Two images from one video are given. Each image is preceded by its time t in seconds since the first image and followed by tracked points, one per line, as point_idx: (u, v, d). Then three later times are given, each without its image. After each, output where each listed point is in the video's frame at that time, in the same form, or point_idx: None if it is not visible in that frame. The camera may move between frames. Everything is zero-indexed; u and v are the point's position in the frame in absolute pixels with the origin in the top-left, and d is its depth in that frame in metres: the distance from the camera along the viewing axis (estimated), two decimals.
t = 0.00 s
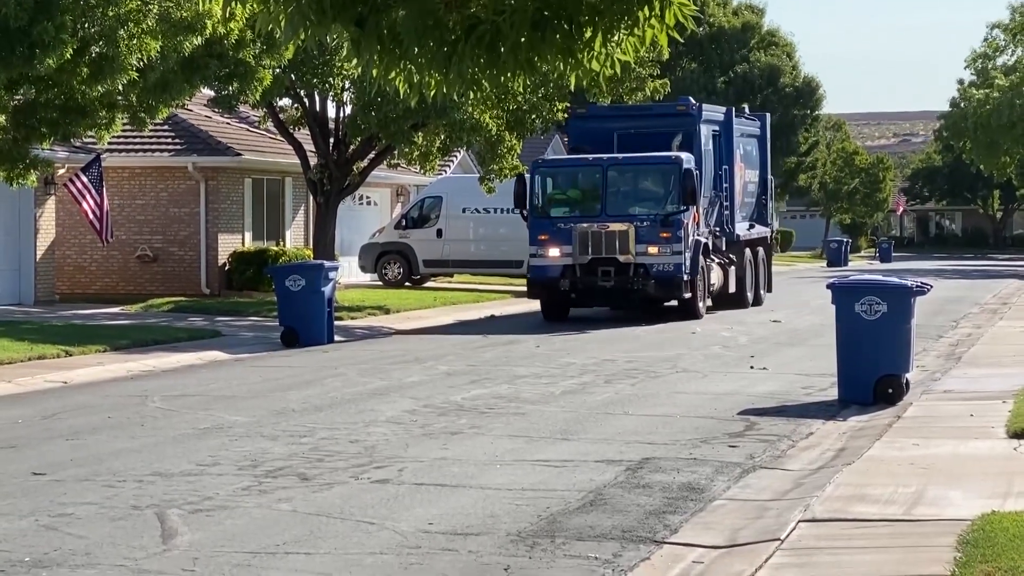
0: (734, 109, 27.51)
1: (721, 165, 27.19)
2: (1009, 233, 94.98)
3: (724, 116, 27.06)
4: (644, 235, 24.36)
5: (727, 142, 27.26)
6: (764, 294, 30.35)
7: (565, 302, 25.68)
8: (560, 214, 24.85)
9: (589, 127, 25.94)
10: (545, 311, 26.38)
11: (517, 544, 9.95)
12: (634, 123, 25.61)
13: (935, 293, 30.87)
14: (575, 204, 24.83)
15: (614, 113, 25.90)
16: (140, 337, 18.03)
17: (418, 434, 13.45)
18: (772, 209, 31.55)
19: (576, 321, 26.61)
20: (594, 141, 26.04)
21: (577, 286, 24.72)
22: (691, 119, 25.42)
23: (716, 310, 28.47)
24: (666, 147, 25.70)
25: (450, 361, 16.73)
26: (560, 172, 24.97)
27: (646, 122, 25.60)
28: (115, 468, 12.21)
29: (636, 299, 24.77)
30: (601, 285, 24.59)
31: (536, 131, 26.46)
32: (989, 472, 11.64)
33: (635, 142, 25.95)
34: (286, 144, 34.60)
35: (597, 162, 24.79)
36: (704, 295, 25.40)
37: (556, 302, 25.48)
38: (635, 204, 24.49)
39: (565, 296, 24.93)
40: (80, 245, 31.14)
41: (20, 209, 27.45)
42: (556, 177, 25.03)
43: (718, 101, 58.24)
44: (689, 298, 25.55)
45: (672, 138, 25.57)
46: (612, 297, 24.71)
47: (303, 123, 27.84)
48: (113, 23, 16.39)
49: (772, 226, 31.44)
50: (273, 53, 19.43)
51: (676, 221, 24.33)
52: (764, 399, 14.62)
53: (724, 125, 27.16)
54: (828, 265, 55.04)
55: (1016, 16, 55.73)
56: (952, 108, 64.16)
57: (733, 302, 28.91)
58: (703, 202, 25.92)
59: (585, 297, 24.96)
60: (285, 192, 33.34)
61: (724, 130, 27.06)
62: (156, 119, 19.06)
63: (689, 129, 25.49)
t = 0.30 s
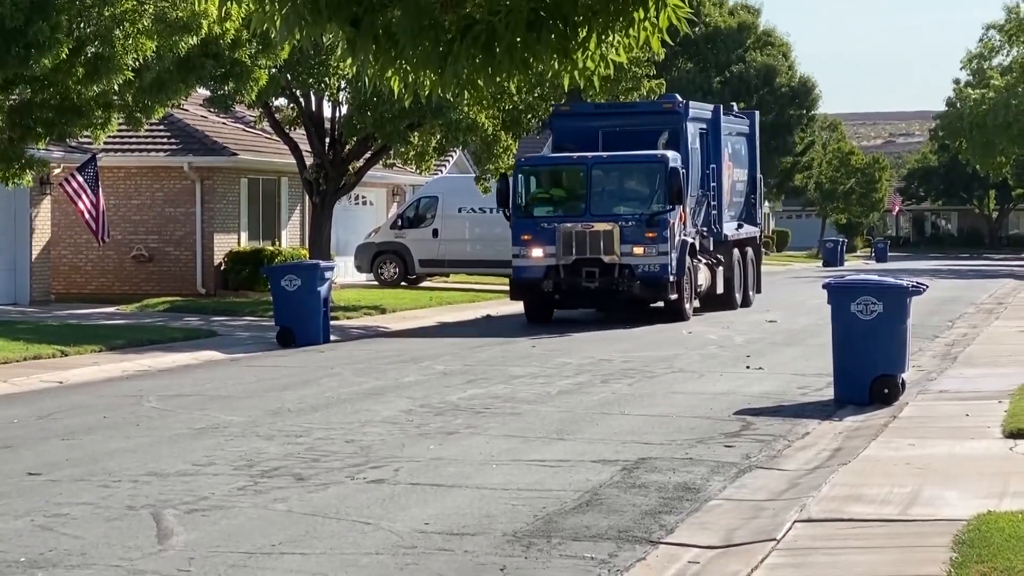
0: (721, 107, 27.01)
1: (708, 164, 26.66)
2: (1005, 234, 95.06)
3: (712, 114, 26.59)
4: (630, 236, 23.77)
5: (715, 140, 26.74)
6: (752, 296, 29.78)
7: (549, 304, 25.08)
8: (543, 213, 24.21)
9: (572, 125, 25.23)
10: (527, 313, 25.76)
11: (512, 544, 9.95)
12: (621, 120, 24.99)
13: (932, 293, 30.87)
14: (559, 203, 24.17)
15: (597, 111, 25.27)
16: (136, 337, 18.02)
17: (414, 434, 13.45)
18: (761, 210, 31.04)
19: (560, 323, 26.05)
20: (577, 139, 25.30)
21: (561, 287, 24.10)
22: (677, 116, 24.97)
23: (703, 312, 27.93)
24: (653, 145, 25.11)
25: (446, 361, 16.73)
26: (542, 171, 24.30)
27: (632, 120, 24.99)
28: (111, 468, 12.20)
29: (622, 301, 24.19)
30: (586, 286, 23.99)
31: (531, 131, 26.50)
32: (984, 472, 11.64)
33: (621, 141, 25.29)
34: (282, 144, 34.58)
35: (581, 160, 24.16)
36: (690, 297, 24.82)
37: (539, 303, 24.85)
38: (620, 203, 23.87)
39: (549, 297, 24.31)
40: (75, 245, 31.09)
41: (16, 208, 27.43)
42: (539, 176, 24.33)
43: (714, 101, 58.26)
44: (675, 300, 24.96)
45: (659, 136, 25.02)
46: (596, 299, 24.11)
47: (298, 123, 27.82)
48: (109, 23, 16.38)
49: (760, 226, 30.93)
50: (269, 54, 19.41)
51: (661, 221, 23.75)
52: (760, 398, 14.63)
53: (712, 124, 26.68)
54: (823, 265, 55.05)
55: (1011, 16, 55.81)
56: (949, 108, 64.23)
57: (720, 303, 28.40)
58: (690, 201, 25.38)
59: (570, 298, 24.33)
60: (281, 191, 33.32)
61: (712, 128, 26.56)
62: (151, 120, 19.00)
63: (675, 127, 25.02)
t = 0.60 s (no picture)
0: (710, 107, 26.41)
1: (696, 166, 26.08)
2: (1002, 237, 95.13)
3: (701, 115, 26.02)
4: (616, 239, 23.27)
5: (704, 141, 26.18)
6: (742, 299, 29.15)
7: (535, 308, 24.63)
8: (528, 217, 23.72)
9: (557, 126, 24.78)
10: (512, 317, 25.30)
11: (509, 548, 9.94)
12: (608, 121, 24.54)
13: (929, 296, 30.88)
14: (544, 206, 23.68)
15: (584, 112, 24.77)
16: (134, 340, 18.02)
17: (411, 438, 13.44)
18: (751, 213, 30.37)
19: (546, 327, 25.59)
20: (563, 141, 24.83)
21: (546, 292, 23.63)
22: (664, 117, 24.43)
23: (692, 316, 27.37)
24: (640, 147, 24.63)
25: (443, 364, 16.72)
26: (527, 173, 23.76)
27: (619, 121, 24.53)
28: (107, 472, 12.20)
29: (608, 305, 23.72)
30: (571, 291, 23.52)
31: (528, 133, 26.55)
32: (981, 475, 11.64)
33: (607, 141, 24.83)
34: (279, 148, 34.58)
35: (567, 162, 23.64)
36: (678, 301, 24.32)
37: (525, 307, 24.40)
38: (605, 206, 23.36)
39: (534, 301, 23.86)
40: (72, 248, 31.04)
41: (13, 212, 27.63)
42: (523, 179, 23.79)
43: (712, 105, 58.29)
44: (663, 304, 24.46)
45: (645, 137, 24.50)
46: (582, 303, 23.64)
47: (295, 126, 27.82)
48: (105, 27, 16.38)
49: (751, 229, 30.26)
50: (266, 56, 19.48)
51: (648, 224, 23.23)
52: (757, 401, 14.64)
53: (700, 125, 26.12)
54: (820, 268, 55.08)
55: (1008, 19, 55.90)
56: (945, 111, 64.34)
57: (710, 307, 27.83)
58: (678, 204, 24.83)
59: (555, 302, 23.89)
60: (279, 194, 33.33)
61: (701, 129, 26.04)
62: (149, 121, 19.01)
63: (662, 128, 24.47)
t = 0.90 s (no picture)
0: (701, 109, 25.60)
1: (687, 169, 25.29)
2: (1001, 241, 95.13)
3: (691, 117, 25.22)
4: (604, 244, 22.84)
5: (694, 144, 25.43)
6: (734, 305, 28.42)
7: (521, 315, 24.13)
8: (515, 222, 23.29)
9: (545, 129, 24.29)
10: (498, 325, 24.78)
11: (508, 553, 9.93)
12: (596, 123, 24.01)
13: (928, 301, 30.87)
14: (531, 211, 23.26)
15: (572, 115, 24.22)
16: (133, 345, 18.01)
17: (410, 443, 13.43)
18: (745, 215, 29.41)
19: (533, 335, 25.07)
20: (551, 144, 24.34)
21: (532, 298, 23.16)
22: (653, 120, 23.84)
23: (683, 323, 26.75)
24: (628, 150, 24.09)
25: (442, 369, 16.70)
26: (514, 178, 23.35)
27: (608, 123, 24.03)
28: (107, 477, 12.19)
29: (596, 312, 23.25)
30: (558, 297, 23.04)
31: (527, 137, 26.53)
32: (980, 480, 11.63)
33: (596, 144, 24.30)
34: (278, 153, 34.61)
35: (554, 166, 23.24)
36: (668, 308, 23.84)
37: (511, 313, 23.90)
38: (594, 210, 22.95)
39: (520, 308, 23.37)
40: (71, 254, 31.03)
41: (11, 218, 27.49)
42: (510, 184, 23.37)
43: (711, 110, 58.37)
44: (652, 312, 23.94)
45: (635, 141, 23.94)
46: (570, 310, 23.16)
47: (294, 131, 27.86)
48: (104, 33, 16.43)
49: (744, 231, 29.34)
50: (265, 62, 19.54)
51: (637, 229, 22.82)
52: (757, 405, 14.62)
53: (691, 128, 25.31)
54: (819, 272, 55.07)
55: (1007, 24, 55.95)
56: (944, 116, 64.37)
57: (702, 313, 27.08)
58: (668, 208, 24.15)
59: (542, 309, 23.40)
60: (278, 200, 33.34)
61: (692, 131, 25.31)
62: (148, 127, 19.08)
63: (651, 131, 23.87)
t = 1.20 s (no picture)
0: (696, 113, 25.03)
1: (682, 173, 24.72)
2: (1004, 246, 95.03)
3: (686, 121, 24.66)
4: (597, 250, 22.27)
5: (689, 148, 24.83)
6: (732, 313, 27.84)
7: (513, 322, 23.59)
8: (506, 228, 22.75)
9: (537, 134, 23.75)
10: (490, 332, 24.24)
11: (512, 560, 9.92)
12: (588, 126, 23.45)
13: (931, 307, 30.83)
14: (522, 216, 22.74)
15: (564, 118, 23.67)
16: (136, 352, 17.98)
17: (413, 450, 13.42)
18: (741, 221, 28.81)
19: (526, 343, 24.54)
20: (543, 148, 23.79)
21: (524, 306, 22.62)
22: (648, 124, 23.32)
23: (680, 330, 26.14)
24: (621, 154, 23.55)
25: (445, 376, 16.68)
26: (506, 183, 22.84)
27: (601, 127, 23.47)
28: (110, 484, 12.19)
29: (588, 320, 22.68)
30: (550, 305, 22.48)
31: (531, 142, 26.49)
32: (984, 486, 11.62)
33: (589, 148, 23.77)
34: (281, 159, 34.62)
35: (546, 171, 22.73)
36: (663, 315, 23.22)
37: (503, 321, 23.35)
38: (586, 216, 22.41)
39: (511, 316, 22.83)
40: (74, 260, 31.06)
41: (15, 223, 27.71)
42: (501, 189, 22.84)
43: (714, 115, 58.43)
44: (646, 320, 23.32)
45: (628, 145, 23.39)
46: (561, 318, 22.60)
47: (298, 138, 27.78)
48: (108, 39, 16.47)
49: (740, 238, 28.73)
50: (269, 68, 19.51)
51: (630, 235, 22.24)
52: (761, 411, 14.60)
53: (686, 132, 24.74)
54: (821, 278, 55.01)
55: (1010, 29, 55.93)
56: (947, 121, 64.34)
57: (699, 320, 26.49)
58: (663, 214, 23.54)
59: (534, 317, 22.85)
60: (281, 206, 33.36)
61: (686, 136, 24.70)
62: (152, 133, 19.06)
63: (645, 135, 23.35)
